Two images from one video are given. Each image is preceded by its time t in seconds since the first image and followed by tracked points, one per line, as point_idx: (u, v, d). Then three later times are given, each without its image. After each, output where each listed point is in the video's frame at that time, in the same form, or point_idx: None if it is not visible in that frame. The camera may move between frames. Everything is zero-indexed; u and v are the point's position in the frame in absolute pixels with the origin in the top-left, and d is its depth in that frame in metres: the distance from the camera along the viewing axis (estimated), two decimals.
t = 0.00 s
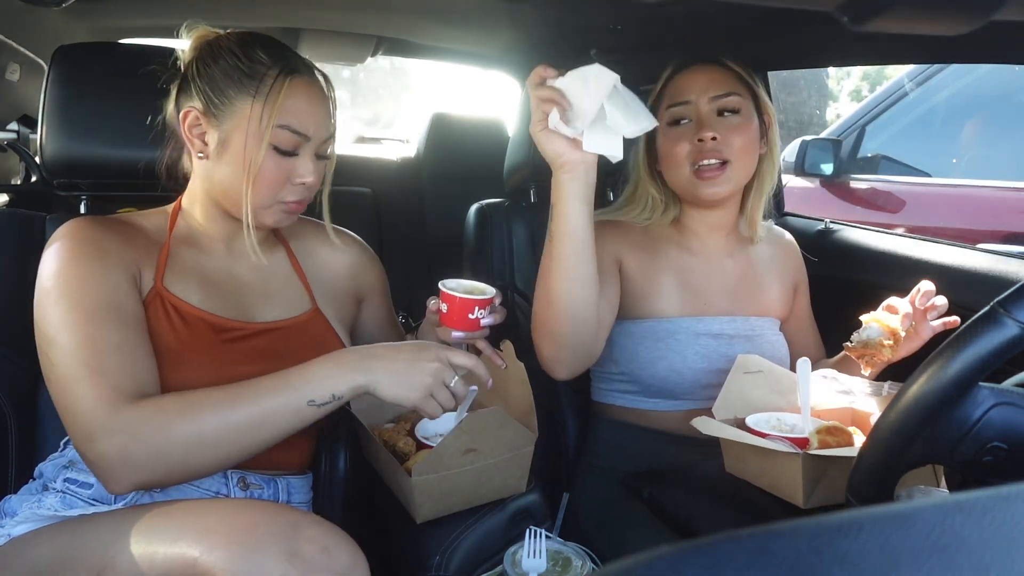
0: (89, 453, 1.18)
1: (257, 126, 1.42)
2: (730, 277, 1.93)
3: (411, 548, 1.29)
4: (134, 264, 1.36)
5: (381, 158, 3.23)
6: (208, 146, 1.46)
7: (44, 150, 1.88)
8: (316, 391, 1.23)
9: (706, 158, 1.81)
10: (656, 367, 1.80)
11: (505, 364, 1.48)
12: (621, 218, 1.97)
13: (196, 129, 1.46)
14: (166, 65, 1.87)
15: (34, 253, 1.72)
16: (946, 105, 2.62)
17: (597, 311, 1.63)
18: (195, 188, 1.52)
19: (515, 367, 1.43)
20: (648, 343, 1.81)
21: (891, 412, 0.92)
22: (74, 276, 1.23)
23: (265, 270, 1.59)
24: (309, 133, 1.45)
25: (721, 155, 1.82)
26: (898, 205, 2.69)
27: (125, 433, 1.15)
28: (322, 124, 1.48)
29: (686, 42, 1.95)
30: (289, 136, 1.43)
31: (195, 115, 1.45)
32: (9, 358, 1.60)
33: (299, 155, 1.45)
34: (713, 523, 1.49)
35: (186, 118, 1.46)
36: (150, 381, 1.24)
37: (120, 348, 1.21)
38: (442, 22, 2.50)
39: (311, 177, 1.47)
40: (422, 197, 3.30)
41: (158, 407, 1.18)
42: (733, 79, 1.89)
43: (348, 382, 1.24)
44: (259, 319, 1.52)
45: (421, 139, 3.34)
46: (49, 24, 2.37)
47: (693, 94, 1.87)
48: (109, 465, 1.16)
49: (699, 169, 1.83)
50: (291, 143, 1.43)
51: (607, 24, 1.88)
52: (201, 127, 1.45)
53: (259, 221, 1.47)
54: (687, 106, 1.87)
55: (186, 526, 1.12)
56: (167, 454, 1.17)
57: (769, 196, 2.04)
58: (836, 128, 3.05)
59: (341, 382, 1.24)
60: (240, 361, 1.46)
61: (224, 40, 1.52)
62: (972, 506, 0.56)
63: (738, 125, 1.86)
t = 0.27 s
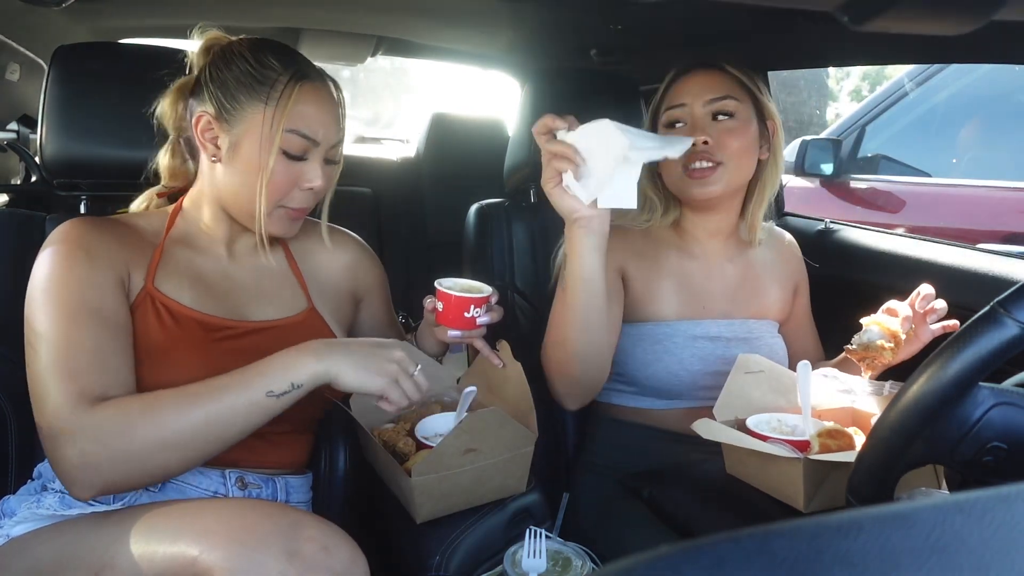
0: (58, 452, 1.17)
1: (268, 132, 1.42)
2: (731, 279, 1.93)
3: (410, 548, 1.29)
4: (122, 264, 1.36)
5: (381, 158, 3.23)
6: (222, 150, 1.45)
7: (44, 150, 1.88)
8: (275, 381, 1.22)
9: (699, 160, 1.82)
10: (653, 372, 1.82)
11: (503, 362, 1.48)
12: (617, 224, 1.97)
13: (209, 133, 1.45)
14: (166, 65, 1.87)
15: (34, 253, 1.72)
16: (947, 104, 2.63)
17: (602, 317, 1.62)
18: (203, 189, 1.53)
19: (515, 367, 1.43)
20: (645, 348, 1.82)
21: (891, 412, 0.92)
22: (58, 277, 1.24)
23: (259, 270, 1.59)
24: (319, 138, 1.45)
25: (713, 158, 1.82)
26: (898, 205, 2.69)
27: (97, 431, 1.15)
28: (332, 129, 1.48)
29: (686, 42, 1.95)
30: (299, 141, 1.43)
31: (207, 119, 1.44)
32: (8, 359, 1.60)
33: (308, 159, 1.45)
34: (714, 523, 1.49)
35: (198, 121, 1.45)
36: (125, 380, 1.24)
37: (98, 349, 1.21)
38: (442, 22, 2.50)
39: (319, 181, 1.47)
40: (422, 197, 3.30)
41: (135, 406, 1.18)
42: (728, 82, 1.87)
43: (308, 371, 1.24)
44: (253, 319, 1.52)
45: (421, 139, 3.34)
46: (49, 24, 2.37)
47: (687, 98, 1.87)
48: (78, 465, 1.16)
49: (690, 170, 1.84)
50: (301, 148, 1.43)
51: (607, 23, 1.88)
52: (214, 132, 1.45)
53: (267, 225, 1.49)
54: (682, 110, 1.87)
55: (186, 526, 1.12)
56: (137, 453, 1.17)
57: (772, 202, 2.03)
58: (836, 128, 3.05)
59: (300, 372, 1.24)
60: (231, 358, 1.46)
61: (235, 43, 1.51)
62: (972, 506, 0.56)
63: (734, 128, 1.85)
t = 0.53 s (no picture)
0: (60, 440, 1.16)
1: (272, 129, 1.42)
2: (731, 276, 1.93)
3: (410, 548, 1.29)
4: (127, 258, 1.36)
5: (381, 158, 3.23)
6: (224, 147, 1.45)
7: (44, 150, 1.88)
8: (293, 381, 1.27)
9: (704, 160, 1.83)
10: (652, 365, 1.81)
11: (503, 362, 1.49)
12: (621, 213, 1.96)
13: (211, 129, 1.45)
14: (166, 65, 1.88)
15: (34, 253, 1.72)
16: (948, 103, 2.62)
17: (605, 314, 1.63)
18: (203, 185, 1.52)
19: (514, 367, 1.43)
20: (646, 340, 1.82)
21: (891, 412, 0.92)
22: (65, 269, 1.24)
23: (262, 270, 1.59)
24: (320, 137, 1.47)
25: (720, 158, 1.83)
26: (898, 204, 2.69)
27: (101, 419, 1.14)
28: (333, 127, 1.50)
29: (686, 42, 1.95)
30: (302, 139, 1.44)
31: (210, 116, 1.44)
32: (9, 358, 1.60)
33: (309, 157, 1.46)
34: (713, 523, 1.49)
35: (200, 119, 1.45)
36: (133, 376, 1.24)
37: (106, 341, 1.21)
38: (442, 22, 2.50)
39: (321, 179, 1.48)
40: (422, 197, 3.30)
41: (141, 398, 1.18)
42: (740, 82, 1.88)
43: (326, 376, 1.29)
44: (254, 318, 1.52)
45: (421, 139, 3.34)
46: (49, 24, 2.37)
47: (698, 94, 1.87)
48: (80, 452, 1.15)
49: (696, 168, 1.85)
50: (303, 146, 1.45)
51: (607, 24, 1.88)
52: (216, 129, 1.44)
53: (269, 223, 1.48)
54: (691, 107, 1.87)
55: (186, 527, 1.12)
56: (142, 442, 1.16)
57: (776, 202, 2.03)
58: (836, 127, 3.04)
59: (318, 373, 1.29)
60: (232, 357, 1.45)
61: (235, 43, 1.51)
62: (972, 506, 0.56)
63: (739, 128, 1.86)
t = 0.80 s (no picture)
0: (66, 450, 1.17)
1: (263, 133, 1.42)
2: (728, 277, 1.93)
3: (410, 548, 1.29)
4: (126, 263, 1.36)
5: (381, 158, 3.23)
6: (215, 153, 1.45)
7: (44, 150, 1.88)
8: (298, 389, 1.26)
9: (697, 161, 1.83)
10: (652, 372, 1.82)
11: (501, 364, 1.48)
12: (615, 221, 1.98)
13: (201, 135, 1.45)
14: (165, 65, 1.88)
15: (34, 252, 1.72)
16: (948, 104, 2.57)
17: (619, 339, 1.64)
18: (198, 190, 1.52)
19: (514, 367, 1.43)
20: (645, 347, 1.83)
21: (891, 412, 0.92)
22: (66, 274, 1.24)
23: (260, 272, 1.59)
24: (314, 137, 1.46)
25: (711, 159, 1.83)
26: (898, 205, 2.72)
27: (105, 428, 1.15)
28: (327, 128, 1.48)
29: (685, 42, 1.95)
30: (295, 142, 1.43)
31: (200, 121, 1.44)
32: (9, 358, 1.60)
33: (303, 159, 1.46)
34: (714, 522, 1.49)
35: (191, 124, 1.45)
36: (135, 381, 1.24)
37: (110, 348, 1.22)
38: (442, 21, 2.51)
39: (316, 180, 1.48)
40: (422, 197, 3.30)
41: (144, 406, 1.18)
42: (731, 83, 1.88)
43: (331, 383, 1.29)
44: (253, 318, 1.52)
45: (421, 139, 3.34)
46: (49, 24, 2.37)
47: (691, 93, 1.86)
48: (86, 463, 1.15)
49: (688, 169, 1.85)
50: (297, 147, 1.44)
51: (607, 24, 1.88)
52: (206, 134, 1.45)
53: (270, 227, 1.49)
54: (684, 104, 1.86)
55: (186, 526, 1.12)
56: (148, 449, 1.16)
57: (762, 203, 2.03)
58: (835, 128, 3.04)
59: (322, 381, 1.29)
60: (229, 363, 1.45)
61: (223, 45, 1.51)
62: (972, 506, 0.56)
63: (731, 129, 1.86)
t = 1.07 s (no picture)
0: (74, 442, 1.17)
1: (242, 105, 1.43)
2: (725, 278, 1.94)
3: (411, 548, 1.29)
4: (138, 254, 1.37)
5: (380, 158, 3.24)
6: (208, 138, 1.49)
7: (44, 150, 1.88)
8: (301, 373, 1.26)
9: (697, 159, 1.82)
10: (650, 371, 1.82)
11: (506, 360, 1.48)
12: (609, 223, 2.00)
13: (196, 126, 1.50)
14: (165, 64, 1.86)
15: (34, 253, 1.72)
16: (948, 104, 2.58)
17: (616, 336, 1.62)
18: (202, 186, 1.54)
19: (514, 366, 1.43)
20: (642, 346, 1.83)
21: (891, 412, 0.92)
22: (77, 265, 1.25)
23: (268, 271, 1.60)
24: (293, 102, 1.47)
25: (712, 157, 1.82)
26: (898, 205, 2.71)
27: (114, 417, 1.15)
28: (306, 95, 1.49)
29: (685, 42, 1.95)
30: (272, 107, 1.44)
31: (192, 111, 1.50)
32: (9, 358, 1.60)
33: (286, 125, 1.46)
34: (713, 522, 1.49)
35: (186, 117, 1.51)
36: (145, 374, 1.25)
37: (117, 338, 1.22)
38: (442, 22, 2.51)
39: (304, 147, 1.46)
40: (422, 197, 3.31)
41: (152, 394, 1.18)
42: (733, 83, 1.87)
43: (332, 367, 1.29)
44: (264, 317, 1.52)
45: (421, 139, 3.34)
46: (49, 25, 2.37)
47: (694, 91, 1.85)
48: (94, 453, 1.15)
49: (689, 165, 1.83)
50: (276, 114, 1.45)
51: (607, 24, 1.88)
52: (200, 124, 1.49)
53: (264, 203, 1.47)
54: (686, 102, 1.85)
55: (186, 526, 1.12)
56: (157, 438, 1.17)
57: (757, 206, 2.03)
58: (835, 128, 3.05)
59: (326, 365, 1.29)
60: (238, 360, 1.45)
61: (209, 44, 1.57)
62: (971, 506, 0.56)
63: (732, 129, 1.85)
